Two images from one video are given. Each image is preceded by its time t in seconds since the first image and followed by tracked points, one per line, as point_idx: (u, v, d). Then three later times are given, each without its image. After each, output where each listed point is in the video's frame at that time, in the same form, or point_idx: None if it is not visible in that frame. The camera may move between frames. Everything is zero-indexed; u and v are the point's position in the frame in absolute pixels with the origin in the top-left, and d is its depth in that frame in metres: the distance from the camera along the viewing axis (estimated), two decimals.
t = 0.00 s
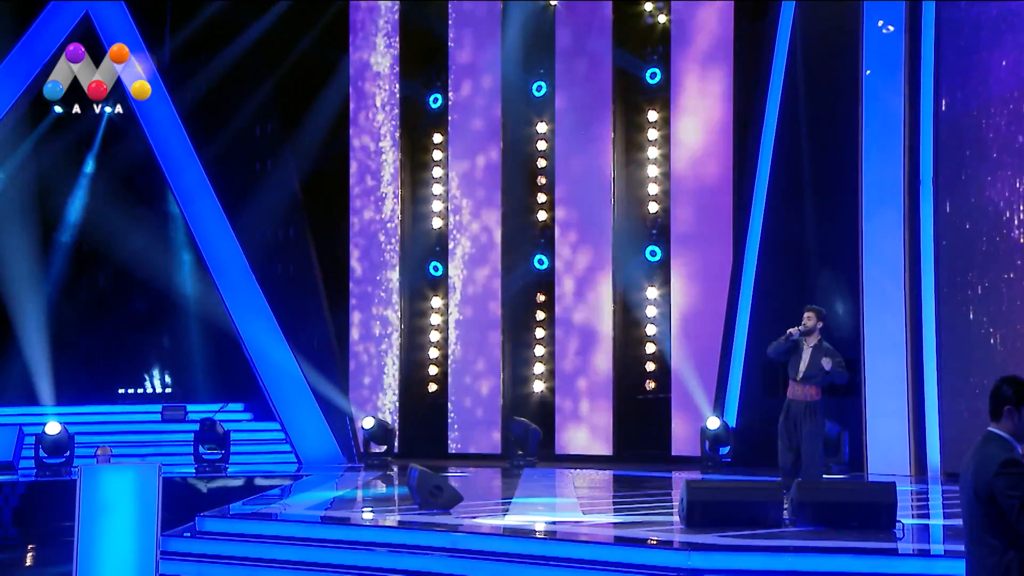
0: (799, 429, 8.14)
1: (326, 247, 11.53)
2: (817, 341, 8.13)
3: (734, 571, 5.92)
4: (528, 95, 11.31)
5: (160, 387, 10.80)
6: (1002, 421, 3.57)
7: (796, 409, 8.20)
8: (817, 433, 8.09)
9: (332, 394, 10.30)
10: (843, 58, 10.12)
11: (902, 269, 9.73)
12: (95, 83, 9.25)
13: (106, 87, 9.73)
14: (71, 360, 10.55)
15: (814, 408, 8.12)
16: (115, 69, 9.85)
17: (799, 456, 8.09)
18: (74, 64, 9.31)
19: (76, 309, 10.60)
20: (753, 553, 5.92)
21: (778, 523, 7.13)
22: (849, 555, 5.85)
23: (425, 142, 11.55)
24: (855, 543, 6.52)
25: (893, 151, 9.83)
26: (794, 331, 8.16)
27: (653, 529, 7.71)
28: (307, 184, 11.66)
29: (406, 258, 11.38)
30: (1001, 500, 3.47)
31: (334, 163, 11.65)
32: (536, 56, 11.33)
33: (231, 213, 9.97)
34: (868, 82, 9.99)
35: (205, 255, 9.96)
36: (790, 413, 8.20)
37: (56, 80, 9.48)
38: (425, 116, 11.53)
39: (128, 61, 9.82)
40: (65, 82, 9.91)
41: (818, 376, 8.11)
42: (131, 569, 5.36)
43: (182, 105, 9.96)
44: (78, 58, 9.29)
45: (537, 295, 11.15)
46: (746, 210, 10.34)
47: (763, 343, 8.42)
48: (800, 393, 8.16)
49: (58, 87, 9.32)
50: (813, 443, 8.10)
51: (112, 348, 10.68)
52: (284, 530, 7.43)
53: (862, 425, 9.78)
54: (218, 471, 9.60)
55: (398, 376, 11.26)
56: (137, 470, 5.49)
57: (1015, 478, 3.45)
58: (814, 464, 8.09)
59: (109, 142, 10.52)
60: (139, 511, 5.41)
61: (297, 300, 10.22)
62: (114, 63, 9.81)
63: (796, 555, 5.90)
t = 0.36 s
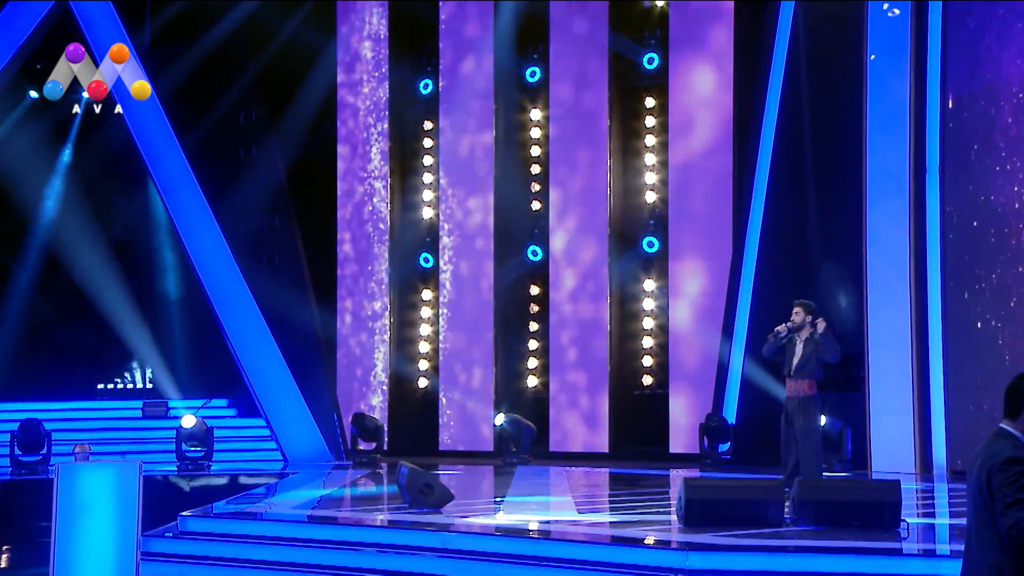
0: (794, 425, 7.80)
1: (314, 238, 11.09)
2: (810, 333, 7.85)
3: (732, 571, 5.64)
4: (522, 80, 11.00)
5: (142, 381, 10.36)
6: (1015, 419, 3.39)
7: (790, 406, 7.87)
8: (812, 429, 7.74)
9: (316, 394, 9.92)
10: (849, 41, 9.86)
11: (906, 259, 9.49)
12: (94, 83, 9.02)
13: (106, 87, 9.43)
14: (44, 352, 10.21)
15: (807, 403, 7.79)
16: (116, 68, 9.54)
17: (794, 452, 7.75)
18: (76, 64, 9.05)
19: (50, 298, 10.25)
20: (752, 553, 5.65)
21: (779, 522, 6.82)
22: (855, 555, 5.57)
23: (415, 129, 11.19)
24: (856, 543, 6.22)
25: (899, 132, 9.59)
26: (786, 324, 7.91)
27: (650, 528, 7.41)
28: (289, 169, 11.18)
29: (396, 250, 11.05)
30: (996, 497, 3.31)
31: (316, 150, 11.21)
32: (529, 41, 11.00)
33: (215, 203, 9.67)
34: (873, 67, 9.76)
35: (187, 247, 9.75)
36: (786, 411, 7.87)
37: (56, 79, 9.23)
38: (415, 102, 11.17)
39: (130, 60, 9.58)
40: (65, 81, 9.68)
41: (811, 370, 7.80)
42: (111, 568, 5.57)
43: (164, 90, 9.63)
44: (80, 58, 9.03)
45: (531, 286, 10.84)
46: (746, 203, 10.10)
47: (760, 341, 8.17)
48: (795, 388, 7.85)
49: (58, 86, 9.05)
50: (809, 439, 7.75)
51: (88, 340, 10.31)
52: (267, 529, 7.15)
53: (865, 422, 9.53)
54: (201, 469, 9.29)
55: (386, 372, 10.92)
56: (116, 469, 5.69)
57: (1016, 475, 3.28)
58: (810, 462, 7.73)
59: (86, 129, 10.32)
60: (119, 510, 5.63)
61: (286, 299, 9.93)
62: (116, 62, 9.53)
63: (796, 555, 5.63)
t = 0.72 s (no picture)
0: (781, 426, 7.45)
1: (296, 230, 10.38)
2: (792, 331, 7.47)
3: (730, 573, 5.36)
4: (512, 66, 10.64)
5: (119, 379, 9.88)
6: (1019, 416, 3.47)
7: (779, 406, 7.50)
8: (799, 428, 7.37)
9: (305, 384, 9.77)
10: (850, 27, 9.60)
11: (910, 252, 9.22)
12: (95, 82, 8.92)
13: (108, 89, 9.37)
14: (21, 354, 9.62)
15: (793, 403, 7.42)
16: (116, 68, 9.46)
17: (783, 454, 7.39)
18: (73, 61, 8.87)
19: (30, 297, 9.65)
20: (749, 553, 5.38)
21: (778, 522, 6.53)
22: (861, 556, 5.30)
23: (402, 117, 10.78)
24: (858, 543, 5.93)
25: (903, 123, 9.30)
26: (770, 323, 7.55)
27: (644, 528, 7.12)
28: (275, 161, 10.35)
29: (383, 242, 10.63)
30: (1002, 498, 3.41)
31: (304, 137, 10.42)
32: (520, 25, 10.64)
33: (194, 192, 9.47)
34: (875, 53, 9.44)
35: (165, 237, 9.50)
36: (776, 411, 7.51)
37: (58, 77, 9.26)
38: (402, 89, 10.78)
39: (132, 61, 9.47)
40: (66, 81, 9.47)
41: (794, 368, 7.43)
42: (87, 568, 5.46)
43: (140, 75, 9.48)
44: (78, 58, 8.89)
45: (522, 279, 10.51)
46: (745, 190, 9.76)
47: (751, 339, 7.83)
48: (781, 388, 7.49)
49: (56, 86, 8.93)
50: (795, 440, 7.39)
51: (64, 338, 9.73)
52: (242, 529, 6.83)
53: (868, 420, 9.25)
54: (181, 468, 8.99)
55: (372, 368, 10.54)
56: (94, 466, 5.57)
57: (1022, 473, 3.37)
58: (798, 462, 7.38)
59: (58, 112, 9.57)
60: (97, 507, 5.52)
61: (268, 290, 9.69)
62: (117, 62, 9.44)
63: (796, 556, 5.37)
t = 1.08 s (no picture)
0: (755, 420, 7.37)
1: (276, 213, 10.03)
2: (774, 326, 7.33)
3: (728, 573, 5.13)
4: (503, 49, 10.32)
5: (94, 373, 9.56)
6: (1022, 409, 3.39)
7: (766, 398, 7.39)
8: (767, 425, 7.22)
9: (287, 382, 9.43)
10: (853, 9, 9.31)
11: (913, 242, 8.91)
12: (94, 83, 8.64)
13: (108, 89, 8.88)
14: None
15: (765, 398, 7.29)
16: (116, 68, 8.93)
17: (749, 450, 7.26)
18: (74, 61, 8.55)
19: (13, 293, 9.33)
20: (749, 553, 5.14)
21: (777, 520, 6.22)
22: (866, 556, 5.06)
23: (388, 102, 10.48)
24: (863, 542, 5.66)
25: (907, 109, 9.01)
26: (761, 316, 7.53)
27: (637, 527, 6.82)
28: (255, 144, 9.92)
29: (369, 232, 10.35)
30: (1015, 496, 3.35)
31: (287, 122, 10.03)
32: (511, 7, 10.30)
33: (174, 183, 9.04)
34: (879, 36, 9.15)
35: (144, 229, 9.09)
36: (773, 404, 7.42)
37: (55, 78, 8.80)
38: (389, 72, 10.48)
39: (130, 60, 8.96)
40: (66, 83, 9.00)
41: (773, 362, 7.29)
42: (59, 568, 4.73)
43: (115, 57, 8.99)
44: (80, 58, 8.57)
45: (512, 270, 10.18)
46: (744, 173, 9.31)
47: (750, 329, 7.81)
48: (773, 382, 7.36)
49: (58, 87, 8.64)
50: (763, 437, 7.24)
51: (39, 326, 9.41)
52: (220, 528, 6.52)
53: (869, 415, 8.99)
54: (160, 466, 8.68)
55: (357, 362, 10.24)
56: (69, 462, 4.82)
57: None
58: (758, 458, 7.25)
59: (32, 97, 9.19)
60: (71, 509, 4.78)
61: (247, 279, 9.33)
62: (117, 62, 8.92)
63: (796, 555, 5.13)
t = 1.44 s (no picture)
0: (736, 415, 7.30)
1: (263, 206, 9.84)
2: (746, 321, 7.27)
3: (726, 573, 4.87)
4: (496, 32, 10.03)
5: (71, 365, 9.23)
6: None
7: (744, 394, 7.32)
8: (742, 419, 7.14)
9: (266, 377, 9.03)
10: None
11: (919, 231, 8.64)
12: (94, 83, 8.47)
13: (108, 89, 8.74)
14: None
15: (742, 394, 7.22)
16: (115, 68, 8.80)
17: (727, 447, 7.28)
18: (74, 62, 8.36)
19: None
20: (747, 551, 4.88)
21: (778, 519, 5.93)
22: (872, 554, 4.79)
23: (377, 87, 10.20)
24: (868, 540, 5.40)
25: (911, 93, 8.76)
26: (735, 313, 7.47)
27: (633, 525, 6.52)
28: (238, 133, 9.74)
29: (357, 220, 10.06)
30: None
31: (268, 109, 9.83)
32: None
33: (155, 171, 8.81)
34: (884, 18, 8.91)
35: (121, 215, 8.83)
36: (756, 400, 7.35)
37: (55, 78, 8.52)
38: (377, 56, 10.17)
39: (130, 60, 8.81)
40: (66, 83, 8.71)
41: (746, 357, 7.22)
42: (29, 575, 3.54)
43: (92, 42, 8.76)
44: (80, 59, 8.39)
45: (506, 260, 9.90)
46: (744, 156, 8.88)
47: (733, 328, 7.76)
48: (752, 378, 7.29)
49: (58, 86, 8.38)
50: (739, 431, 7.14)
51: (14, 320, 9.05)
52: (198, 527, 6.22)
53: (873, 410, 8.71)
54: (140, 462, 8.39)
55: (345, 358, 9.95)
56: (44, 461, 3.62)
57: None
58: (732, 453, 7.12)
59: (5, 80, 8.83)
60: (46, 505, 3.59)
61: (229, 265, 9.01)
62: (116, 62, 8.78)
63: (797, 554, 4.88)
